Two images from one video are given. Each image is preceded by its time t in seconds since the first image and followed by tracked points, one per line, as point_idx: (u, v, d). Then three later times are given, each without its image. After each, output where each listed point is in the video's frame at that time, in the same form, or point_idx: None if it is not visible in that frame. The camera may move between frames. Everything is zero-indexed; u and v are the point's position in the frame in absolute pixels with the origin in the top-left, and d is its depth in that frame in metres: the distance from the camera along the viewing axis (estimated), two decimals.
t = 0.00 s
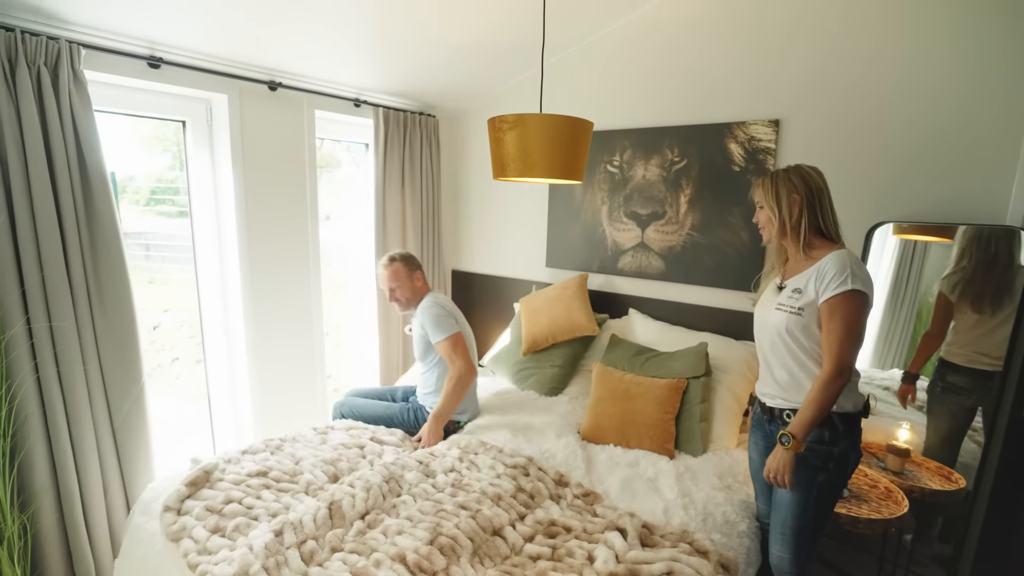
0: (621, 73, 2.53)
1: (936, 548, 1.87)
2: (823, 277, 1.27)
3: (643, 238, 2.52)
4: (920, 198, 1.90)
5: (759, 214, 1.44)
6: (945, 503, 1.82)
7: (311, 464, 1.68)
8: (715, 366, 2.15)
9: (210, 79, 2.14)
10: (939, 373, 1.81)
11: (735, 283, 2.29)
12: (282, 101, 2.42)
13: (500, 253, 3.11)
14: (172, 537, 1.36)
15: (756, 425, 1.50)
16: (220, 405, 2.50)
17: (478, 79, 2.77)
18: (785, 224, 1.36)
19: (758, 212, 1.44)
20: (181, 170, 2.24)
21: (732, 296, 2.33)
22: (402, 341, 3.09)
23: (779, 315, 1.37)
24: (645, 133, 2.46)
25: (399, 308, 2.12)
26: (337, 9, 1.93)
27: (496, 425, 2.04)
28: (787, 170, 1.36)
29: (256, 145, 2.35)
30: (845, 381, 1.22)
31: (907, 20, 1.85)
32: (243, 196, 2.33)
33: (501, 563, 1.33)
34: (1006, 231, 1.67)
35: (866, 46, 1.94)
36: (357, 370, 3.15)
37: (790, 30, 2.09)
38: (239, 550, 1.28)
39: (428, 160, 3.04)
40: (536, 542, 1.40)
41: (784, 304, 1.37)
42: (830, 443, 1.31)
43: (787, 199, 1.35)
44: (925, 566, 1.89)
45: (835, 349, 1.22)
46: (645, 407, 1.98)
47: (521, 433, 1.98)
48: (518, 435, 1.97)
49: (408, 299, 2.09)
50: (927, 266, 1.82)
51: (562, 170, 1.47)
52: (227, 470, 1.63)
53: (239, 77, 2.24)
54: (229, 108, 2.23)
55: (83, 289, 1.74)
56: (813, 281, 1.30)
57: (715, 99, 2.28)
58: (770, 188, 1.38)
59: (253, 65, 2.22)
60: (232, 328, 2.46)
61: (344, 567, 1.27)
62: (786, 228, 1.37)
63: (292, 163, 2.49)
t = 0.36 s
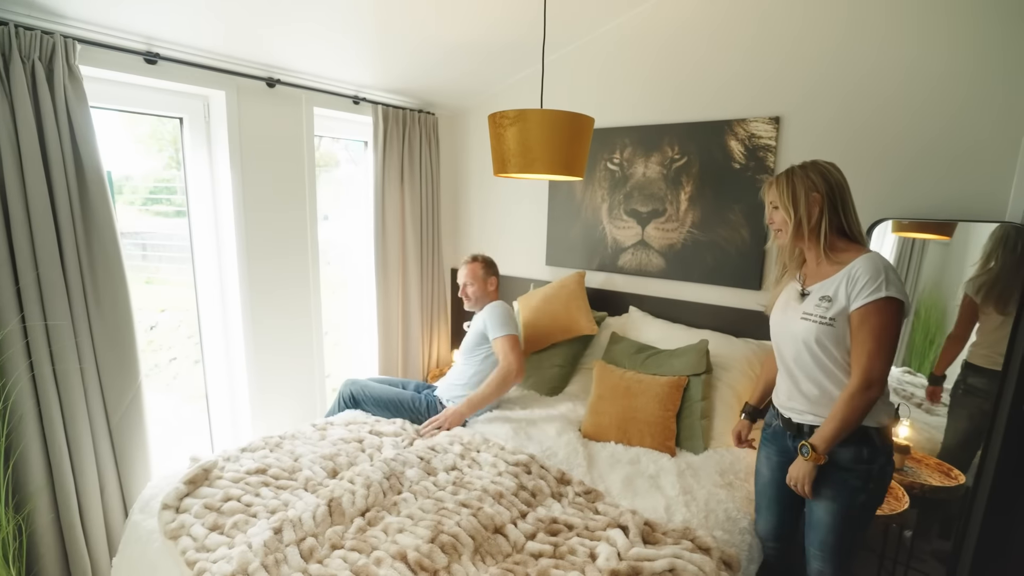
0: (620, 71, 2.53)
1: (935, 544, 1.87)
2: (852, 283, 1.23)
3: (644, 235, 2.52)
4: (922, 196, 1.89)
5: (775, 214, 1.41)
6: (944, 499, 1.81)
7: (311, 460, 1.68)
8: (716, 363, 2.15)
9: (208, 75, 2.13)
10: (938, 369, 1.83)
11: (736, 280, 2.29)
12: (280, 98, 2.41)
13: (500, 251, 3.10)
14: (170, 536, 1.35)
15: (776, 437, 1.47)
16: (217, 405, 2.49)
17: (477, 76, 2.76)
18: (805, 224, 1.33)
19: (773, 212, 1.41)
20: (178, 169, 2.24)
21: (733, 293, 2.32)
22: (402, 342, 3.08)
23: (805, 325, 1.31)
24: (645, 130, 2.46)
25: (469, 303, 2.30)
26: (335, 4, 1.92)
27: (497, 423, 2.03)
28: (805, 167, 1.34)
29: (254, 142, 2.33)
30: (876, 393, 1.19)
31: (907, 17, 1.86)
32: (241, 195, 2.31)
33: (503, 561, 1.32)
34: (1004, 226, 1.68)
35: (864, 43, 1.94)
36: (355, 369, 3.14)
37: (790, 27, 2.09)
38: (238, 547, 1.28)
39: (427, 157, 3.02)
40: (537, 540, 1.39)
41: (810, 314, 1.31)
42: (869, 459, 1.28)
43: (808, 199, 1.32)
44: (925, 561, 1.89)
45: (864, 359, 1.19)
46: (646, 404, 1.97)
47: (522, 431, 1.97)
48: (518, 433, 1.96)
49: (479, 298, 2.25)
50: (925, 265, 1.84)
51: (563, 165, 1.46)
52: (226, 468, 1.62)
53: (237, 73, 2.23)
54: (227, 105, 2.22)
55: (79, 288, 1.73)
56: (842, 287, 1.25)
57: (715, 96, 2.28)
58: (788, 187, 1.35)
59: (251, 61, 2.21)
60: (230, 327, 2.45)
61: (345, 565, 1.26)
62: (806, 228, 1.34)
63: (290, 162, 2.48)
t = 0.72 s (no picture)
0: (611, 66, 2.53)
1: (922, 535, 1.90)
2: (853, 281, 1.19)
3: (634, 230, 2.52)
4: (908, 187, 1.91)
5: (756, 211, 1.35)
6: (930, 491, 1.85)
7: (299, 454, 1.66)
8: (707, 358, 2.15)
9: (195, 68, 2.11)
10: (925, 361, 1.85)
11: (726, 274, 2.29)
12: (268, 93, 2.39)
13: (491, 247, 3.09)
14: (155, 531, 1.33)
15: (762, 441, 1.38)
16: (206, 402, 2.47)
17: (468, 72, 2.75)
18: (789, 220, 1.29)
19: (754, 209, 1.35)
20: (164, 164, 2.22)
21: (723, 288, 2.33)
22: (393, 340, 3.07)
23: (811, 331, 1.24)
24: (636, 125, 2.46)
25: (492, 306, 2.52)
26: None
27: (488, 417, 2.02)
28: (784, 160, 1.31)
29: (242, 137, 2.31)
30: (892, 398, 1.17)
31: (895, 12, 1.87)
32: (229, 191, 2.29)
33: (492, 555, 1.31)
34: (990, 220, 1.71)
35: (852, 38, 1.96)
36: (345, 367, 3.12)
37: (780, 22, 2.09)
38: (223, 542, 1.26)
39: (418, 153, 3.01)
40: (527, 534, 1.39)
41: (811, 318, 1.25)
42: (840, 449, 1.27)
43: (793, 193, 1.28)
44: (912, 553, 1.91)
45: (879, 363, 1.17)
46: (636, 399, 1.97)
47: (513, 426, 1.96)
48: (509, 428, 1.95)
49: (503, 303, 2.49)
50: (914, 260, 1.85)
51: (552, 157, 1.45)
52: (212, 463, 1.60)
53: (225, 67, 2.21)
54: (215, 99, 2.20)
55: (62, 284, 1.71)
56: (844, 287, 1.20)
57: (705, 91, 2.29)
58: (771, 181, 1.30)
59: (239, 55, 2.19)
60: (219, 324, 2.43)
61: (332, 559, 1.25)
62: (791, 224, 1.29)
63: (279, 157, 2.46)
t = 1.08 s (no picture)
0: (589, 61, 2.54)
1: (894, 521, 1.96)
2: (796, 340, 1.25)
3: (614, 225, 2.53)
4: (879, 181, 1.95)
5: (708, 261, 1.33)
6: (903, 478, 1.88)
7: (273, 453, 1.64)
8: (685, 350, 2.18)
9: (165, 59, 2.06)
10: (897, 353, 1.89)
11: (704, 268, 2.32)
12: (242, 85, 2.34)
13: (472, 242, 3.08)
14: (123, 536, 1.29)
15: (686, 453, 1.41)
16: (180, 402, 2.42)
17: (447, 66, 2.73)
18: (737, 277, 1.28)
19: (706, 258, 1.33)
20: (134, 158, 2.16)
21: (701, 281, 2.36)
22: (373, 337, 3.05)
23: (754, 383, 1.30)
24: (614, 120, 2.47)
25: (489, 311, 2.50)
26: None
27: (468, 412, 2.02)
28: (740, 216, 1.28)
29: (216, 131, 2.27)
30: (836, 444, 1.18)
31: (866, 10, 1.91)
32: (203, 185, 2.24)
33: (472, 547, 1.31)
34: (959, 213, 1.73)
35: (825, 34, 1.99)
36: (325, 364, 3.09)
37: (755, 18, 2.12)
38: (196, 544, 1.23)
39: (397, 148, 2.98)
40: (507, 525, 1.38)
41: (756, 370, 1.30)
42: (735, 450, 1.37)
43: (745, 253, 1.26)
44: (884, 536, 1.98)
45: (822, 413, 1.18)
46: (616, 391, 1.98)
47: (493, 421, 1.96)
48: (489, 422, 1.95)
49: (501, 308, 2.47)
50: (887, 255, 1.89)
51: (530, 149, 1.45)
52: (183, 465, 1.57)
53: (197, 58, 2.16)
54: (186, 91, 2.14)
55: (26, 280, 1.65)
56: (783, 340, 1.27)
57: (682, 86, 2.31)
58: (727, 237, 1.27)
59: (212, 46, 2.14)
60: (193, 322, 2.37)
61: (309, 556, 1.23)
62: (742, 281, 1.28)
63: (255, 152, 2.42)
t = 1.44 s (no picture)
0: (568, 55, 2.54)
1: (865, 506, 2.01)
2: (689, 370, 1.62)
3: (593, 219, 2.55)
4: (849, 175, 2.00)
5: (631, 308, 1.63)
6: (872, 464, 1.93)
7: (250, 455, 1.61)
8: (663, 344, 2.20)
9: (131, 48, 2.00)
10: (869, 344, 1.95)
11: (681, 262, 2.35)
12: (214, 76, 2.28)
13: (451, 238, 3.07)
14: (89, 547, 1.24)
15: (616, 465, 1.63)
16: (153, 405, 2.36)
17: (425, 60, 2.71)
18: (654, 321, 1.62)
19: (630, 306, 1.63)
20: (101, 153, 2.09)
21: (678, 275, 2.39)
22: (351, 334, 3.01)
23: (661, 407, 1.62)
24: (592, 115, 2.48)
25: (478, 309, 2.43)
26: None
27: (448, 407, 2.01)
28: (658, 275, 1.63)
29: (188, 125, 2.21)
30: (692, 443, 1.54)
31: (836, 7, 1.95)
32: (173, 179, 2.19)
33: (452, 536, 1.31)
34: (923, 206, 1.80)
35: (797, 30, 2.03)
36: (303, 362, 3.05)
37: (729, 13, 2.15)
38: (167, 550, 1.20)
39: (375, 142, 2.95)
40: (487, 513, 1.39)
41: (662, 396, 1.63)
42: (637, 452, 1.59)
43: (661, 302, 1.60)
44: (854, 521, 2.04)
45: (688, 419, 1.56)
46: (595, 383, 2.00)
47: (475, 413, 1.95)
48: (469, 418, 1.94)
49: (492, 307, 2.41)
50: (857, 249, 1.95)
51: (507, 141, 1.45)
52: (152, 471, 1.53)
53: (166, 47, 2.10)
54: (155, 81, 2.08)
55: None
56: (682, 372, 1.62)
57: (658, 82, 2.33)
58: (652, 290, 1.60)
59: (182, 35, 2.08)
60: (165, 321, 2.31)
61: (285, 553, 1.21)
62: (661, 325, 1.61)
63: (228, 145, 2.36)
